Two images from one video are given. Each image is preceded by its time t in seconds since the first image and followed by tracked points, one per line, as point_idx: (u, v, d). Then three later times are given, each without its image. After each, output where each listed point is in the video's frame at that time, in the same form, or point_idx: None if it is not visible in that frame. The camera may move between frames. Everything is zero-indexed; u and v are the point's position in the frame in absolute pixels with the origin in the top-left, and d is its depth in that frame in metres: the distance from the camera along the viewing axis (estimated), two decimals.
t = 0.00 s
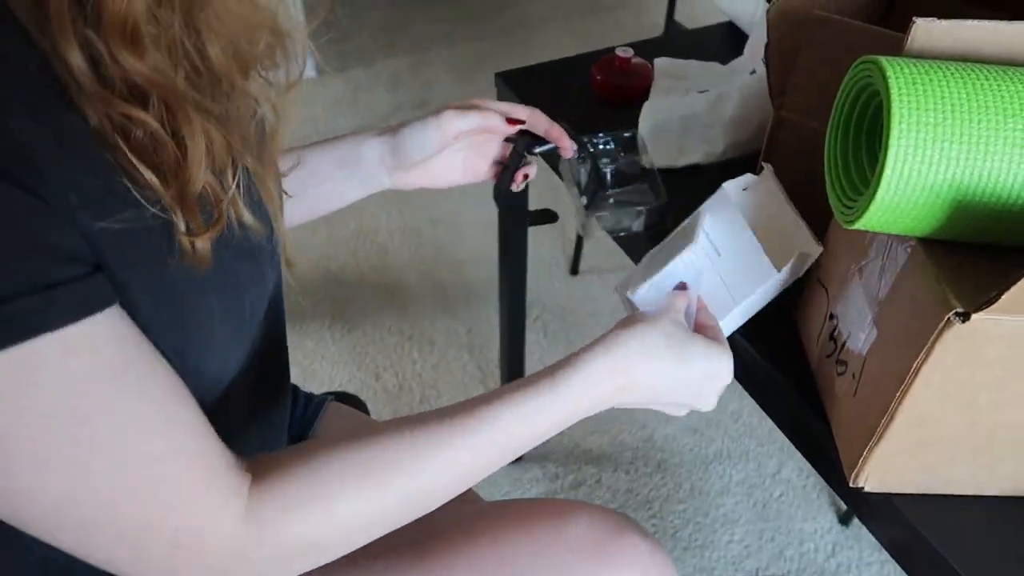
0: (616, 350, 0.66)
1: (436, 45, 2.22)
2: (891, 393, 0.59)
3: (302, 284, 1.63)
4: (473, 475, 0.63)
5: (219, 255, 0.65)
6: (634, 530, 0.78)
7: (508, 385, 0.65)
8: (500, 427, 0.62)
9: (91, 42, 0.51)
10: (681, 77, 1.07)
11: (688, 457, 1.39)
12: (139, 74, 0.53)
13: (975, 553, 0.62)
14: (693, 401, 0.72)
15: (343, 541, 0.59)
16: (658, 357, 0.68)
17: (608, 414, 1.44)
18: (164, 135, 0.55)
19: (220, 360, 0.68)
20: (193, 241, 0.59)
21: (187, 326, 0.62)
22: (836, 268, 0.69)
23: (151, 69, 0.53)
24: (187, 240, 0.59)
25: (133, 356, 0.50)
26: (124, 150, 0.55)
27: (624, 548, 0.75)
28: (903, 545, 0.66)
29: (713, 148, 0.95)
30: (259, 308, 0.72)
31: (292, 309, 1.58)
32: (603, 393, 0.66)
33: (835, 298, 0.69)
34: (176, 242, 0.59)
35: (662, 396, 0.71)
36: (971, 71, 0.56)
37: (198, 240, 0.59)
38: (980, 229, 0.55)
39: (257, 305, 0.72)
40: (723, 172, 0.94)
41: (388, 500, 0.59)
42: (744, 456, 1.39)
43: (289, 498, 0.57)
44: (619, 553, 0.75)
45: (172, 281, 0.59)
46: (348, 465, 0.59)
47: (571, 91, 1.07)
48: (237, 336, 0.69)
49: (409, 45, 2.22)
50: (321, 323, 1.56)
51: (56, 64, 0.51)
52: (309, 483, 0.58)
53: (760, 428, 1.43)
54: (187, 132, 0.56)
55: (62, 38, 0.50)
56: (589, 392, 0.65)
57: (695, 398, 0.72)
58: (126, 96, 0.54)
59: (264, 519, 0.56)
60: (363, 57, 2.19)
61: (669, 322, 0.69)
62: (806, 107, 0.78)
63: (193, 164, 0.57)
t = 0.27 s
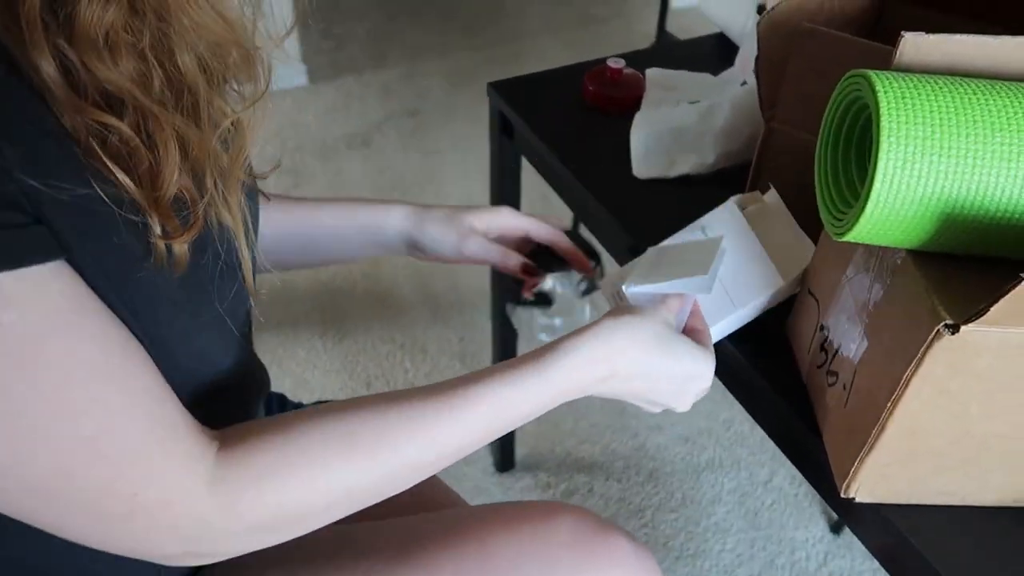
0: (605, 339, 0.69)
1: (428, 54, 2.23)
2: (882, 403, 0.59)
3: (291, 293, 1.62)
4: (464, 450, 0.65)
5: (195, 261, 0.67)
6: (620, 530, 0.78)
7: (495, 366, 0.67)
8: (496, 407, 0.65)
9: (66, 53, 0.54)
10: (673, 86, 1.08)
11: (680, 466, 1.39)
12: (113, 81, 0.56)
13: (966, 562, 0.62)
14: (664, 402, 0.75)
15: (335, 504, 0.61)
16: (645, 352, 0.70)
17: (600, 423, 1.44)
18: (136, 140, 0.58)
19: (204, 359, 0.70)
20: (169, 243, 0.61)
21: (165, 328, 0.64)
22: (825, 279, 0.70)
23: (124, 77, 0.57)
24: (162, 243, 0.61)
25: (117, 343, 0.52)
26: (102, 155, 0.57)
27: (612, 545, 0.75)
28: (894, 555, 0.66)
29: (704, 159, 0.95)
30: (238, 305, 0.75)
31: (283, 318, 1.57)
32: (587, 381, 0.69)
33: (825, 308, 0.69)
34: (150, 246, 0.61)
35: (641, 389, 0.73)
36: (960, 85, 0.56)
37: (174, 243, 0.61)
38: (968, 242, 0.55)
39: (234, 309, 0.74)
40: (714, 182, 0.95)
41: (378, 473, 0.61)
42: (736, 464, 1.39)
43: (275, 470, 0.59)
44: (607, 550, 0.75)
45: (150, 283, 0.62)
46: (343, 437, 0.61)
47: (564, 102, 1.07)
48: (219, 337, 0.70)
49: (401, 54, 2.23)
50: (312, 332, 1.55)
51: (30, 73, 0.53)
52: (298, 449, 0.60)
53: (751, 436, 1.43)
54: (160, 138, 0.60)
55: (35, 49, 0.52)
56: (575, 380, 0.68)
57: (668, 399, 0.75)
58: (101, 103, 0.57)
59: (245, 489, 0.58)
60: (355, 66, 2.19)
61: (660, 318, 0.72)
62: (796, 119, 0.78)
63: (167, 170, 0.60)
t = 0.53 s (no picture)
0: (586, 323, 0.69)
1: (427, 57, 2.23)
2: (878, 400, 0.59)
3: (289, 295, 1.63)
4: (450, 433, 0.65)
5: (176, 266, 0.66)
6: (615, 537, 0.77)
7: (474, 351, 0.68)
8: (476, 393, 0.65)
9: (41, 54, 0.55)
10: (671, 88, 1.08)
11: (678, 467, 1.39)
12: (89, 80, 0.57)
13: (964, 560, 0.62)
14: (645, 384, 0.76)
15: (324, 494, 0.62)
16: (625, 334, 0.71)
17: (598, 424, 1.44)
18: (114, 140, 0.59)
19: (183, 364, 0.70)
20: (153, 243, 0.61)
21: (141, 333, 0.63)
22: (822, 277, 0.70)
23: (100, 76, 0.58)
24: (145, 242, 0.61)
25: (101, 346, 0.52)
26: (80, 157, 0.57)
27: (607, 553, 0.75)
28: (892, 553, 0.66)
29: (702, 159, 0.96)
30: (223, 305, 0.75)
31: (282, 321, 1.58)
32: (570, 364, 0.69)
33: (823, 306, 0.70)
34: (132, 248, 0.60)
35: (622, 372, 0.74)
36: (956, 84, 0.57)
37: (157, 243, 0.61)
38: (963, 240, 0.56)
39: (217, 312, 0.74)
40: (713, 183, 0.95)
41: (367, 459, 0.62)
42: (734, 466, 1.39)
43: (269, 460, 0.60)
44: (600, 557, 0.74)
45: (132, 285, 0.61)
46: (331, 430, 0.61)
47: (562, 104, 1.08)
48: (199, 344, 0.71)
49: (400, 57, 2.23)
50: (311, 335, 1.55)
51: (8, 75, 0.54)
52: (291, 446, 0.60)
53: (749, 438, 1.43)
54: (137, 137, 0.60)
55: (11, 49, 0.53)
56: (558, 363, 0.68)
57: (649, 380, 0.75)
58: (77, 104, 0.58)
59: (237, 480, 0.59)
60: (354, 69, 2.19)
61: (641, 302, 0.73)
62: (793, 119, 0.79)
63: (146, 168, 0.60)
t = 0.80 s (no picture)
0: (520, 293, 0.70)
1: (424, 56, 2.24)
2: (871, 388, 0.59)
3: (286, 292, 1.62)
4: (393, 412, 0.65)
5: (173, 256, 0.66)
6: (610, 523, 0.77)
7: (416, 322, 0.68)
8: (421, 367, 0.65)
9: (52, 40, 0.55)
10: (666, 82, 1.09)
11: (675, 463, 1.39)
12: (98, 65, 0.57)
13: (957, 548, 0.63)
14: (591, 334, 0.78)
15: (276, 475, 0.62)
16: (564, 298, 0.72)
17: (595, 420, 1.44)
18: (120, 126, 0.59)
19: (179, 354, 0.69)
20: (152, 233, 0.61)
21: (133, 324, 0.63)
22: (815, 267, 0.71)
23: (110, 63, 0.58)
24: (145, 232, 0.61)
25: (83, 344, 0.53)
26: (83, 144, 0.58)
27: (600, 538, 0.74)
28: (886, 543, 0.66)
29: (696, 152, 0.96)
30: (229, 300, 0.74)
31: (279, 317, 1.58)
32: (510, 332, 0.70)
33: (816, 296, 0.70)
34: (131, 237, 0.61)
35: (566, 328, 0.76)
36: (947, 71, 0.57)
37: (155, 232, 0.62)
38: (954, 227, 0.56)
39: (224, 303, 0.74)
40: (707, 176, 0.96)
41: (309, 434, 0.62)
42: (731, 462, 1.39)
43: (212, 445, 0.60)
44: (592, 540, 0.74)
45: (127, 274, 0.61)
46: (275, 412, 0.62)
47: (558, 98, 1.08)
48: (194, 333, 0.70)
49: (397, 56, 2.24)
50: (308, 331, 1.55)
51: (17, 57, 0.54)
52: (246, 434, 0.61)
53: (745, 434, 1.43)
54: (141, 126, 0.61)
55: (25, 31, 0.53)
56: (497, 332, 0.69)
57: (594, 332, 0.78)
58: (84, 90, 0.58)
59: (197, 467, 0.59)
60: (351, 67, 2.20)
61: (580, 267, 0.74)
62: (788, 112, 0.79)
63: (149, 156, 0.61)
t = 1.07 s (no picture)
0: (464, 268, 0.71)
1: (420, 54, 2.24)
2: (861, 382, 0.60)
3: (282, 289, 1.63)
4: (351, 393, 0.67)
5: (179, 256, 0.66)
6: (605, 519, 0.77)
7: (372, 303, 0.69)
8: (377, 352, 0.67)
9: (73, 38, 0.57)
10: (660, 80, 1.09)
11: (670, 460, 1.40)
12: (114, 62, 0.59)
13: (947, 541, 0.63)
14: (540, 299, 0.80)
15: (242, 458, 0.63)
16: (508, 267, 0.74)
17: (591, 417, 1.45)
18: (132, 123, 0.61)
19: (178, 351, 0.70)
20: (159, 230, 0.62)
21: (134, 321, 0.64)
22: (807, 263, 0.71)
23: (127, 61, 0.59)
24: (152, 230, 0.62)
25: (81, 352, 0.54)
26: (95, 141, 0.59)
27: (593, 533, 0.75)
28: (879, 537, 0.66)
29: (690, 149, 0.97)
30: (229, 300, 0.75)
31: (275, 314, 1.58)
32: (460, 306, 0.72)
33: (808, 292, 0.71)
34: (140, 236, 0.62)
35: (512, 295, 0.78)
36: (937, 67, 0.57)
37: (162, 229, 0.62)
38: (942, 222, 0.56)
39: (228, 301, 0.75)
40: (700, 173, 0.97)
41: (273, 418, 0.64)
42: (726, 458, 1.40)
43: (186, 435, 0.62)
44: (586, 535, 0.75)
45: (132, 272, 0.62)
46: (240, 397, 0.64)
47: (552, 95, 1.08)
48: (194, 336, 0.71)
49: (393, 54, 2.24)
50: (304, 328, 1.55)
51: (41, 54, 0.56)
52: (211, 421, 0.62)
53: (740, 431, 1.44)
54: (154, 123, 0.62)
55: (49, 29, 0.55)
56: (446, 308, 0.70)
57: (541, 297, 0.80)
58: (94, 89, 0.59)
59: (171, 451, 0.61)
60: (347, 65, 2.20)
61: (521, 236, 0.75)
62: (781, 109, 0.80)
63: (160, 156, 0.62)
